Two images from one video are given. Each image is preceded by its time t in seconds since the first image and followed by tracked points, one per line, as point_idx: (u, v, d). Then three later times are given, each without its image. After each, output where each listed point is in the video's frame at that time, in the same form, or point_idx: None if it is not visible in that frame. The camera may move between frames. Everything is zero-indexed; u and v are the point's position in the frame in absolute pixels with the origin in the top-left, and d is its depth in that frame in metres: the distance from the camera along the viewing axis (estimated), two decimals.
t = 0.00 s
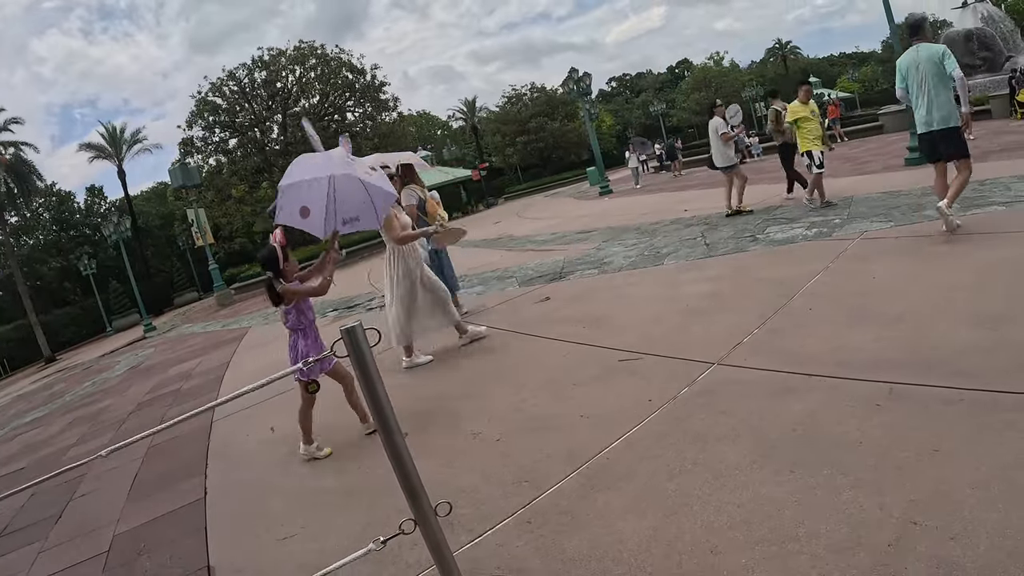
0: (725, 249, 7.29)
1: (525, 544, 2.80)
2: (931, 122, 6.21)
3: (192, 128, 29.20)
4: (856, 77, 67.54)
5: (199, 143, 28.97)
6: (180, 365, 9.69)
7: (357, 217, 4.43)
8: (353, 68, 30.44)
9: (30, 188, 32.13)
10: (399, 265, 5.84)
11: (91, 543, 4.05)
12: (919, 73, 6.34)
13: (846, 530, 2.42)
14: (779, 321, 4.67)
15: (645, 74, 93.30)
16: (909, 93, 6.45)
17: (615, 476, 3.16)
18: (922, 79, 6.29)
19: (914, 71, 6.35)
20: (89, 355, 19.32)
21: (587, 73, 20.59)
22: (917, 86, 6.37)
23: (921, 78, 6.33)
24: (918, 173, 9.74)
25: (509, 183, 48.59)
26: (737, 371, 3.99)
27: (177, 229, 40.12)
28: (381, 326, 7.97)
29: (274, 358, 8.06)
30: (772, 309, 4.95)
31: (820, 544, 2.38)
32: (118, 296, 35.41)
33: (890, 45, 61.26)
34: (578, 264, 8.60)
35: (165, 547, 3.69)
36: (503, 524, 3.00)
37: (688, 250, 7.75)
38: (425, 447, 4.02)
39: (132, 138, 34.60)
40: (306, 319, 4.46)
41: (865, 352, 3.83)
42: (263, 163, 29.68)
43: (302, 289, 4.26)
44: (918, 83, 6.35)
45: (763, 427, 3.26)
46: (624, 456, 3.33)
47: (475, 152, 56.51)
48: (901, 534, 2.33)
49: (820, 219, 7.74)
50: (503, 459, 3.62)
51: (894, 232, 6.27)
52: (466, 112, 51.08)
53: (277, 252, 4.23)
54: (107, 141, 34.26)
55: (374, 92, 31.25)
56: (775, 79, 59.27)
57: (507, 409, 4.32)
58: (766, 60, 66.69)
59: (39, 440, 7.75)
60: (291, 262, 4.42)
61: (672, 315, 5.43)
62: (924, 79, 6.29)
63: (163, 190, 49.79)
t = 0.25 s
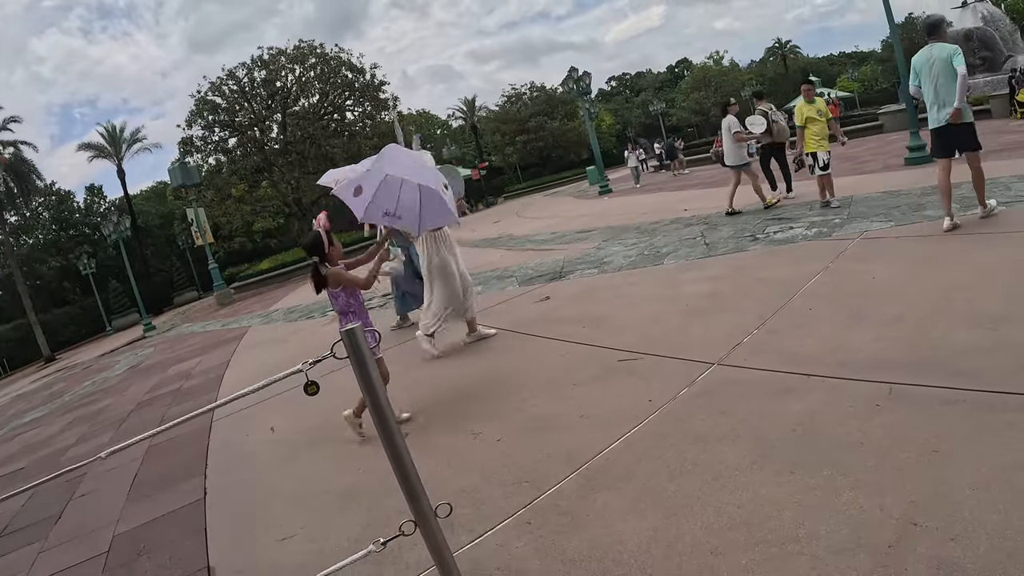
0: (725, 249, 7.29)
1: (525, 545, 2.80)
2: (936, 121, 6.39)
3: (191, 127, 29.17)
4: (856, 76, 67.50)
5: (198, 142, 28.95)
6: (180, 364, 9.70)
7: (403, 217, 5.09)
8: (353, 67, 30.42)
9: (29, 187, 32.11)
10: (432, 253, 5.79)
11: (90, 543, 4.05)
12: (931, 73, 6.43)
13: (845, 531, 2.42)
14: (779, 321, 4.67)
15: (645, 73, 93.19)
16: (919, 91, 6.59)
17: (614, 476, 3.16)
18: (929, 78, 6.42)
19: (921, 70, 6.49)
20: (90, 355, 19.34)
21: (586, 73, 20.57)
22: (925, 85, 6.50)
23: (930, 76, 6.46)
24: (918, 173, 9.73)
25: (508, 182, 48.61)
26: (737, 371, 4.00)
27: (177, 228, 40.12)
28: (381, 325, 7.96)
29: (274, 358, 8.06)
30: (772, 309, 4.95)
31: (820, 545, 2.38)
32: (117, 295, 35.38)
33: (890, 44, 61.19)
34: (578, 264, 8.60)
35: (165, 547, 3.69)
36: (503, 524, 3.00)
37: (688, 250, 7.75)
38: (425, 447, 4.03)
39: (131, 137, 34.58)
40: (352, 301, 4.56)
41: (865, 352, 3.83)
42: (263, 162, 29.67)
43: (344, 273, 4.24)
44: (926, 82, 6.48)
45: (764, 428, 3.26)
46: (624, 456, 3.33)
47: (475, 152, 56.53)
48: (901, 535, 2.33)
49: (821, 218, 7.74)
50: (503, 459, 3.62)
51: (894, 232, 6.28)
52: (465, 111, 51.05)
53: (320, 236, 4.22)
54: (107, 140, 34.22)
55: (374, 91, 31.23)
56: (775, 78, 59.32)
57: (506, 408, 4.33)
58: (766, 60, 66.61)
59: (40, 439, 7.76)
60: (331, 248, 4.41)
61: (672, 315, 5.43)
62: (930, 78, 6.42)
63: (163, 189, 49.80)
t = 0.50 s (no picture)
0: (726, 248, 7.28)
1: (526, 546, 2.79)
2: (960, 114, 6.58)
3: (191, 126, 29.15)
4: (855, 75, 67.52)
5: (198, 141, 28.93)
6: (181, 363, 9.69)
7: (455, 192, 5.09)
8: (352, 66, 30.41)
9: (28, 186, 32.08)
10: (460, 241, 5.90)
11: (90, 543, 4.04)
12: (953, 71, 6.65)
13: (851, 532, 2.40)
14: (781, 320, 4.66)
15: (644, 72, 93.14)
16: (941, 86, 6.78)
17: (617, 477, 3.15)
18: (954, 73, 6.61)
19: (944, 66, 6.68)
20: (90, 354, 19.33)
21: (587, 71, 20.57)
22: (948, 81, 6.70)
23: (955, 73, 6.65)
24: (920, 171, 9.73)
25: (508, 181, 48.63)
26: (739, 370, 3.99)
27: (177, 227, 40.10)
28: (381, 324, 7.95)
29: (275, 356, 8.05)
30: (774, 308, 4.94)
31: (824, 546, 2.37)
32: (117, 294, 35.35)
33: (890, 43, 61.17)
34: (578, 263, 8.59)
35: (165, 548, 3.68)
36: (504, 525, 2.99)
37: (689, 248, 7.74)
38: (426, 447, 4.02)
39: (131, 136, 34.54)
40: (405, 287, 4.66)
41: (868, 351, 3.83)
42: (263, 161, 29.65)
43: (396, 264, 4.41)
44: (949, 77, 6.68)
45: (767, 428, 3.25)
46: (626, 456, 3.32)
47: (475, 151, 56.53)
48: (906, 536, 2.32)
49: (822, 217, 7.74)
50: (505, 459, 3.61)
51: (896, 231, 6.27)
52: (465, 109, 51.03)
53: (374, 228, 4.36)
54: (106, 139, 34.20)
55: (374, 90, 31.23)
56: (775, 77, 59.37)
57: (508, 407, 4.33)
58: (766, 58, 66.56)
59: (40, 438, 7.75)
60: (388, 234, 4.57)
61: (674, 314, 5.42)
62: (954, 75, 6.61)
63: (162, 187, 49.77)
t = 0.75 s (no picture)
0: (726, 247, 7.27)
1: (526, 544, 2.79)
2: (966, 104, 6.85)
3: (191, 126, 29.15)
4: (855, 75, 67.48)
5: (198, 140, 28.93)
6: (180, 363, 9.69)
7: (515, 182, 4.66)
8: (352, 65, 30.42)
9: (28, 186, 32.05)
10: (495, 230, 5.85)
11: (89, 542, 4.03)
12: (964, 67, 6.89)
13: (850, 530, 2.40)
14: (781, 319, 4.66)
15: (644, 72, 93.08)
16: (951, 82, 7.03)
17: (616, 474, 3.15)
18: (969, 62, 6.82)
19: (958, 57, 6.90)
20: (89, 353, 19.34)
21: (587, 70, 20.58)
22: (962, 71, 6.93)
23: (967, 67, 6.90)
24: (919, 170, 9.74)
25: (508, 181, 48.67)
26: (739, 369, 3.98)
27: (177, 226, 40.11)
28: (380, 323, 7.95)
29: (275, 355, 8.05)
30: (773, 307, 4.93)
31: (825, 543, 2.36)
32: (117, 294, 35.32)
33: (890, 43, 61.11)
34: (578, 262, 8.58)
35: (164, 546, 3.67)
36: (504, 523, 2.99)
37: (689, 247, 7.74)
38: (426, 445, 4.02)
39: (131, 136, 34.52)
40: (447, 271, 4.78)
41: (867, 350, 3.83)
42: (263, 160, 29.65)
43: (437, 242, 4.61)
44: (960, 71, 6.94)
45: (766, 426, 3.25)
46: (625, 454, 3.32)
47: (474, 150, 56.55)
48: (905, 534, 2.32)
49: (820, 217, 7.74)
50: (504, 457, 3.61)
51: (897, 229, 6.26)
52: (465, 109, 51.06)
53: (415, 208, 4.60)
54: (106, 139, 34.20)
55: (374, 90, 31.25)
56: (775, 76, 59.44)
57: (508, 405, 4.33)
58: (766, 58, 66.47)
59: (40, 437, 7.74)
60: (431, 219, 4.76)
61: (674, 313, 5.41)
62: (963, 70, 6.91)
63: (162, 187, 49.78)
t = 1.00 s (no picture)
0: (726, 247, 7.27)
1: (526, 544, 2.79)
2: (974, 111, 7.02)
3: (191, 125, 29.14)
4: (856, 75, 67.45)
5: (198, 140, 28.92)
6: (181, 362, 9.69)
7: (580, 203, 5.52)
8: (353, 65, 30.41)
9: (28, 185, 32.04)
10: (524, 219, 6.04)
11: (90, 541, 4.04)
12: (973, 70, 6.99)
13: (852, 531, 2.40)
14: (781, 319, 4.66)
15: (644, 71, 93.05)
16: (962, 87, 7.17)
17: (617, 475, 3.15)
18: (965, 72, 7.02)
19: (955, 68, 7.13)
20: (90, 352, 19.35)
21: (587, 70, 20.57)
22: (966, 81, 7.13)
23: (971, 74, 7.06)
24: (919, 171, 9.74)
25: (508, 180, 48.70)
26: (740, 369, 3.98)
27: (177, 226, 40.10)
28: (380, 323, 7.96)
29: (275, 355, 8.05)
30: (774, 307, 4.93)
31: (825, 544, 2.37)
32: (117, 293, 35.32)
33: (891, 43, 61.10)
34: (578, 262, 8.58)
35: (164, 546, 3.67)
36: (504, 523, 2.99)
37: (689, 247, 7.73)
38: (427, 445, 4.02)
39: (131, 135, 34.51)
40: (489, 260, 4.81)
41: (868, 350, 3.83)
42: (263, 160, 29.63)
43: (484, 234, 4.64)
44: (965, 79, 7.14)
45: (766, 426, 3.25)
46: (626, 454, 3.32)
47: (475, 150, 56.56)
48: (906, 534, 2.32)
49: (820, 217, 7.74)
50: (504, 457, 3.61)
51: (897, 229, 6.26)
52: (465, 108, 51.09)
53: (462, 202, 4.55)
54: (106, 138, 34.20)
55: (374, 89, 31.26)
56: (776, 76, 59.49)
57: (508, 405, 4.33)
58: (766, 58, 66.45)
59: (40, 437, 7.74)
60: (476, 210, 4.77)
61: (674, 313, 5.41)
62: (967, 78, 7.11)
63: (162, 186, 49.77)
